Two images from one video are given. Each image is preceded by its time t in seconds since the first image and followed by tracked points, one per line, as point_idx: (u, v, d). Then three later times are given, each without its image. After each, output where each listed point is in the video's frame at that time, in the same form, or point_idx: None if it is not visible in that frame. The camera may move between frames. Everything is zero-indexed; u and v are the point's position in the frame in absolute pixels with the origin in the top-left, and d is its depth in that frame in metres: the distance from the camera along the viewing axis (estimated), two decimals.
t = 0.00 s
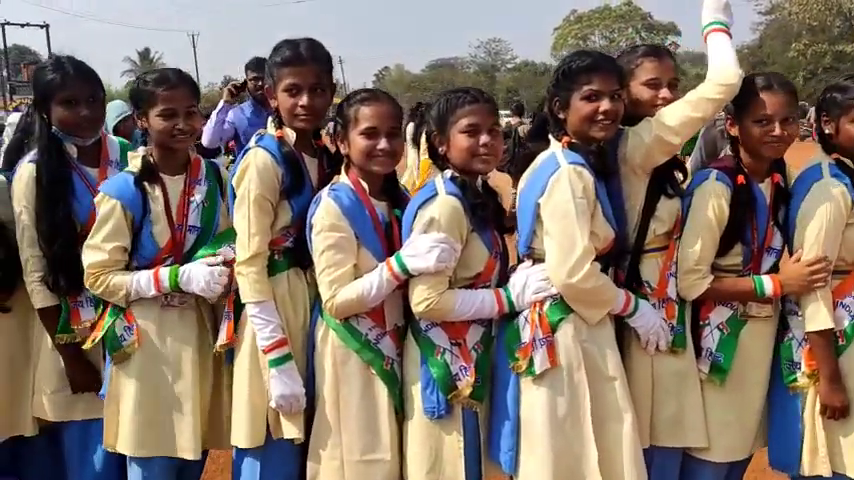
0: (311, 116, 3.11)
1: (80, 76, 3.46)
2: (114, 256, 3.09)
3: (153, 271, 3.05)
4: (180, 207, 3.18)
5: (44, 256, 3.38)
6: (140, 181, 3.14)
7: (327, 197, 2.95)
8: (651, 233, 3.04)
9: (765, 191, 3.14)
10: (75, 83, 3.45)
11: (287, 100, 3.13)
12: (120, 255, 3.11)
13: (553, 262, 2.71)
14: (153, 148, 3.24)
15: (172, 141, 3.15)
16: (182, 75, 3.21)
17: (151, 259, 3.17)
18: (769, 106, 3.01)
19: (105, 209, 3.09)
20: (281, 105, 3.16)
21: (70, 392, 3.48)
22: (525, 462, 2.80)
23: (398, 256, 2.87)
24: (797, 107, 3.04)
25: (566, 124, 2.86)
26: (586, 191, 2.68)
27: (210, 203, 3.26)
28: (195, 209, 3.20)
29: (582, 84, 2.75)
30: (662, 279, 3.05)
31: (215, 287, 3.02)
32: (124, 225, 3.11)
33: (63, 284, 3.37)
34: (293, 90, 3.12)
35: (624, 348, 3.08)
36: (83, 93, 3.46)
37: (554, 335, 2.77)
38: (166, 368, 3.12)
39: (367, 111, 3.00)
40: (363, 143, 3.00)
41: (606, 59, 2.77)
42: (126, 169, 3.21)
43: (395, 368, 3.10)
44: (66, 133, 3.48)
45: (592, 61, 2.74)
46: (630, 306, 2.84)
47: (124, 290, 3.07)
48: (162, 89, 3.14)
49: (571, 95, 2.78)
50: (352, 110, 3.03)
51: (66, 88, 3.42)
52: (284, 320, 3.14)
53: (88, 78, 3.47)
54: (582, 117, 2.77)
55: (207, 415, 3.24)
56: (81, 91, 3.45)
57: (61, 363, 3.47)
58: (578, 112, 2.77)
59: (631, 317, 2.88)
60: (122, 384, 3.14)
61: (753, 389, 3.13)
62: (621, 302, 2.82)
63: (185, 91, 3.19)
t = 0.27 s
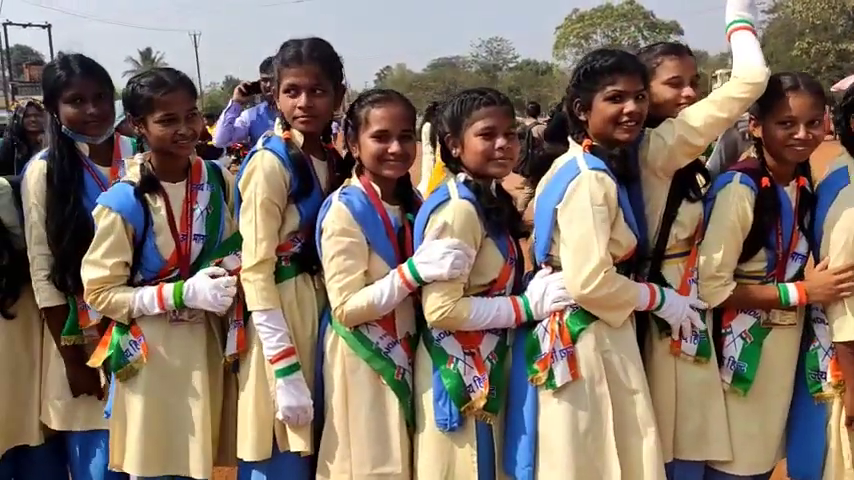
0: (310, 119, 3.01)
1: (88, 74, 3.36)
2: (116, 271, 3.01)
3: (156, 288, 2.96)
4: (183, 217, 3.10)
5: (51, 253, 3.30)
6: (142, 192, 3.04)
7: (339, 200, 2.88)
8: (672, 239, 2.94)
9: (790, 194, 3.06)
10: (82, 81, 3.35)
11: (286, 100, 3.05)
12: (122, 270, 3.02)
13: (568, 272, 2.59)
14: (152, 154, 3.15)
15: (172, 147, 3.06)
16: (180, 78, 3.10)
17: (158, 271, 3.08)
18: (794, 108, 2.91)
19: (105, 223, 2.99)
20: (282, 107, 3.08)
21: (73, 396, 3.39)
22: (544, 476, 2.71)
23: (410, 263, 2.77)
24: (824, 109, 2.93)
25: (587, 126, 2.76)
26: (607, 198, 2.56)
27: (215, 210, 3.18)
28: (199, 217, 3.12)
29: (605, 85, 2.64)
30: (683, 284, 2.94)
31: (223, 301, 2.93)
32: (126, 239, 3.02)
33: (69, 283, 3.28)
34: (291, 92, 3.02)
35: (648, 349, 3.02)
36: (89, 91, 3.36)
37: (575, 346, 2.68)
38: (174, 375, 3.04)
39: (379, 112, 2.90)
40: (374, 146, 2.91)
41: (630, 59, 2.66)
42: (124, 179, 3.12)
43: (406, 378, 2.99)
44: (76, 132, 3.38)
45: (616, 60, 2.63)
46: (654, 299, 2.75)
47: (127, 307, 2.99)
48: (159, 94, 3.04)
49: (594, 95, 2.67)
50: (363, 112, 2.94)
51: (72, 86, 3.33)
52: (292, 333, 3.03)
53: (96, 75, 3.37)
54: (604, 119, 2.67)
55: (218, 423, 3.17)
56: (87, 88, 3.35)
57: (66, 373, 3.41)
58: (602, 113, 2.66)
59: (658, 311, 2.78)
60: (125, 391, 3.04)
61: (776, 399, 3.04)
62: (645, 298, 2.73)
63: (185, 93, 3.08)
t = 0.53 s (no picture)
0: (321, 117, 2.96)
1: (97, 74, 3.30)
2: (124, 276, 2.97)
3: (168, 293, 2.93)
4: (192, 220, 3.09)
5: (62, 254, 3.26)
6: (151, 195, 2.99)
7: (348, 200, 2.83)
8: (690, 238, 2.89)
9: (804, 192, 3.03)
10: (91, 80, 3.29)
11: (295, 98, 2.99)
12: (130, 275, 2.98)
13: (587, 273, 2.56)
14: (157, 154, 3.11)
15: (181, 148, 3.04)
16: (186, 76, 3.07)
17: (167, 274, 3.06)
18: (808, 105, 2.88)
19: (113, 227, 2.93)
20: (290, 103, 3.02)
21: (80, 398, 3.33)
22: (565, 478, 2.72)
23: (422, 264, 2.72)
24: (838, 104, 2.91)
25: (602, 124, 2.71)
26: (626, 198, 2.52)
27: (222, 210, 3.19)
28: (207, 218, 3.12)
29: (623, 80, 2.58)
30: (699, 283, 2.88)
31: (235, 306, 2.90)
32: (135, 242, 2.98)
33: (78, 284, 3.24)
34: (301, 90, 2.97)
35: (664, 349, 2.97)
36: (99, 90, 3.30)
37: (595, 350, 2.67)
38: (188, 378, 3.02)
39: (391, 110, 2.86)
40: (387, 144, 2.87)
41: (648, 54, 2.61)
42: (129, 180, 3.07)
43: (418, 380, 2.93)
44: (86, 132, 3.33)
45: (635, 55, 2.58)
46: (672, 304, 2.69)
47: (136, 312, 2.95)
48: (167, 94, 3.00)
49: (611, 91, 2.61)
50: (376, 110, 2.91)
51: (81, 85, 3.28)
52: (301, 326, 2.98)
53: (105, 75, 3.31)
54: (622, 115, 2.61)
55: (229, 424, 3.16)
56: (97, 87, 3.29)
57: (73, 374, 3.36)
58: (622, 109, 2.60)
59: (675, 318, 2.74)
60: (134, 397, 3.00)
61: (791, 400, 2.98)
62: (662, 303, 2.67)
63: (192, 91, 3.06)
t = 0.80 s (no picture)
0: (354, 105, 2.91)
1: (101, 67, 3.28)
2: (144, 280, 2.99)
3: (191, 296, 2.97)
4: (211, 219, 3.07)
5: (59, 251, 3.22)
6: (169, 198, 2.99)
7: (368, 197, 2.80)
8: (710, 232, 2.81)
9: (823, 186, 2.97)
10: (96, 74, 3.26)
11: (323, 90, 2.90)
12: (150, 278, 3.00)
13: (614, 271, 2.55)
14: (171, 153, 3.08)
15: (198, 149, 3.00)
16: (201, 76, 3.01)
17: (186, 275, 3.07)
18: (825, 99, 2.82)
19: (133, 230, 2.93)
20: (313, 95, 2.92)
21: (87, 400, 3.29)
22: None
23: (443, 262, 2.69)
24: None
25: (628, 118, 2.67)
26: (654, 195, 2.52)
27: (237, 207, 3.18)
28: (225, 218, 3.11)
29: (649, 74, 2.55)
30: (719, 277, 2.81)
31: (258, 307, 2.97)
32: (155, 245, 2.98)
33: (78, 282, 3.20)
34: (330, 80, 2.90)
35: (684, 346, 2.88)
36: (102, 84, 3.27)
37: (621, 349, 2.66)
38: (209, 373, 3.07)
39: (406, 105, 2.79)
40: (403, 139, 2.80)
41: (673, 47, 2.56)
42: (143, 181, 3.04)
43: (439, 379, 2.91)
44: (85, 126, 3.31)
45: (660, 48, 2.54)
46: (697, 300, 2.66)
47: (157, 315, 2.99)
48: (184, 94, 2.96)
49: (638, 85, 2.58)
50: (390, 105, 2.83)
51: (85, 78, 3.25)
52: (318, 325, 2.93)
53: (109, 68, 3.29)
54: (648, 110, 2.59)
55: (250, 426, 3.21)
56: (101, 81, 3.26)
57: (67, 369, 3.30)
58: (648, 103, 2.57)
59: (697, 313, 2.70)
60: (154, 399, 3.03)
61: (812, 396, 2.93)
62: (689, 296, 2.64)
63: (208, 91, 3.02)
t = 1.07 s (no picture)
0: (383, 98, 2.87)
1: (107, 65, 3.15)
2: (170, 282, 2.94)
3: (217, 297, 2.93)
4: (236, 218, 3.04)
5: (63, 256, 3.06)
6: (196, 200, 2.95)
7: (398, 193, 2.75)
8: (740, 227, 2.75)
9: None
10: (103, 71, 3.13)
11: (353, 86, 2.85)
12: (175, 280, 2.95)
13: (650, 268, 2.50)
14: (194, 154, 3.04)
15: (224, 150, 2.98)
16: (223, 76, 3.01)
17: (212, 275, 3.04)
18: None
19: (159, 231, 2.89)
20: (341, 89, 2.87)
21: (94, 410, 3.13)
22: None
23: (477, 258, 2.64)
24: None
25: (663, 113, 2.64)
26: (691, 190, 2.48)
27: (262, 205, 3.15)
28: (250, 217, 3.08)
29: (686, 66, 2.52)
30: (751, 272, 2.76)
31: (284, 310, 2.95)
32: (180, 246, 2.94)
33: (84, 288, 3.04)
34: (360, 76, 2.85)
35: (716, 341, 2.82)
36: (110, 82, 3.15)
37: (656, 346, 2.62)
38: (237, 375, 3.05)
39: (435, 101, 2.76)
40: (433, 135, 2.76)
41: (710, 40, 2.53)
42: (167, 182, 3.01)
43: (470, 377, 2.87)
44: (91, 125, 3.17)
45: (697, 40, 2.51)
46: (733, 297, 2.62)
47: (184, 317, 2.95)
48: (211, 96, 2.95)
49: (673, 79, 2.56)
50: (419, 101, 2.79)
51: (92, 76, 3.12)
52: (347, 337, 2.88)
53: (116, 66, 3.16)
54: (684, 103, 2.55)
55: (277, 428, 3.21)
56: (108, 79, 3.14)
57: (77, 380, 3.18)
58: (684, 97, 2.54)
59: (732, 309, 2.66)
60: (182, 401, 3.02)
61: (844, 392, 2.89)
62: (724, 292, 2.60)
63: (233, 91, 3.01)
